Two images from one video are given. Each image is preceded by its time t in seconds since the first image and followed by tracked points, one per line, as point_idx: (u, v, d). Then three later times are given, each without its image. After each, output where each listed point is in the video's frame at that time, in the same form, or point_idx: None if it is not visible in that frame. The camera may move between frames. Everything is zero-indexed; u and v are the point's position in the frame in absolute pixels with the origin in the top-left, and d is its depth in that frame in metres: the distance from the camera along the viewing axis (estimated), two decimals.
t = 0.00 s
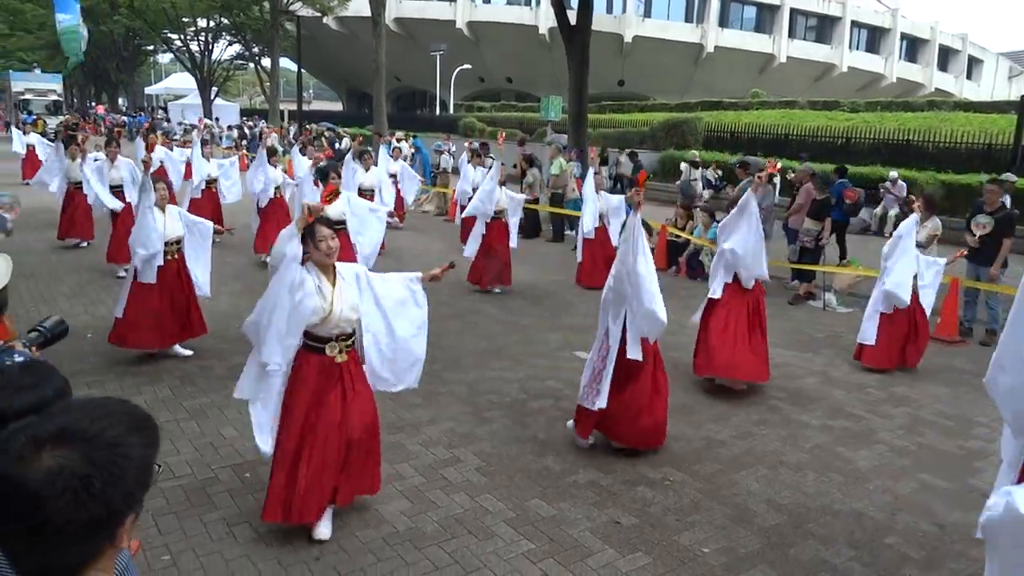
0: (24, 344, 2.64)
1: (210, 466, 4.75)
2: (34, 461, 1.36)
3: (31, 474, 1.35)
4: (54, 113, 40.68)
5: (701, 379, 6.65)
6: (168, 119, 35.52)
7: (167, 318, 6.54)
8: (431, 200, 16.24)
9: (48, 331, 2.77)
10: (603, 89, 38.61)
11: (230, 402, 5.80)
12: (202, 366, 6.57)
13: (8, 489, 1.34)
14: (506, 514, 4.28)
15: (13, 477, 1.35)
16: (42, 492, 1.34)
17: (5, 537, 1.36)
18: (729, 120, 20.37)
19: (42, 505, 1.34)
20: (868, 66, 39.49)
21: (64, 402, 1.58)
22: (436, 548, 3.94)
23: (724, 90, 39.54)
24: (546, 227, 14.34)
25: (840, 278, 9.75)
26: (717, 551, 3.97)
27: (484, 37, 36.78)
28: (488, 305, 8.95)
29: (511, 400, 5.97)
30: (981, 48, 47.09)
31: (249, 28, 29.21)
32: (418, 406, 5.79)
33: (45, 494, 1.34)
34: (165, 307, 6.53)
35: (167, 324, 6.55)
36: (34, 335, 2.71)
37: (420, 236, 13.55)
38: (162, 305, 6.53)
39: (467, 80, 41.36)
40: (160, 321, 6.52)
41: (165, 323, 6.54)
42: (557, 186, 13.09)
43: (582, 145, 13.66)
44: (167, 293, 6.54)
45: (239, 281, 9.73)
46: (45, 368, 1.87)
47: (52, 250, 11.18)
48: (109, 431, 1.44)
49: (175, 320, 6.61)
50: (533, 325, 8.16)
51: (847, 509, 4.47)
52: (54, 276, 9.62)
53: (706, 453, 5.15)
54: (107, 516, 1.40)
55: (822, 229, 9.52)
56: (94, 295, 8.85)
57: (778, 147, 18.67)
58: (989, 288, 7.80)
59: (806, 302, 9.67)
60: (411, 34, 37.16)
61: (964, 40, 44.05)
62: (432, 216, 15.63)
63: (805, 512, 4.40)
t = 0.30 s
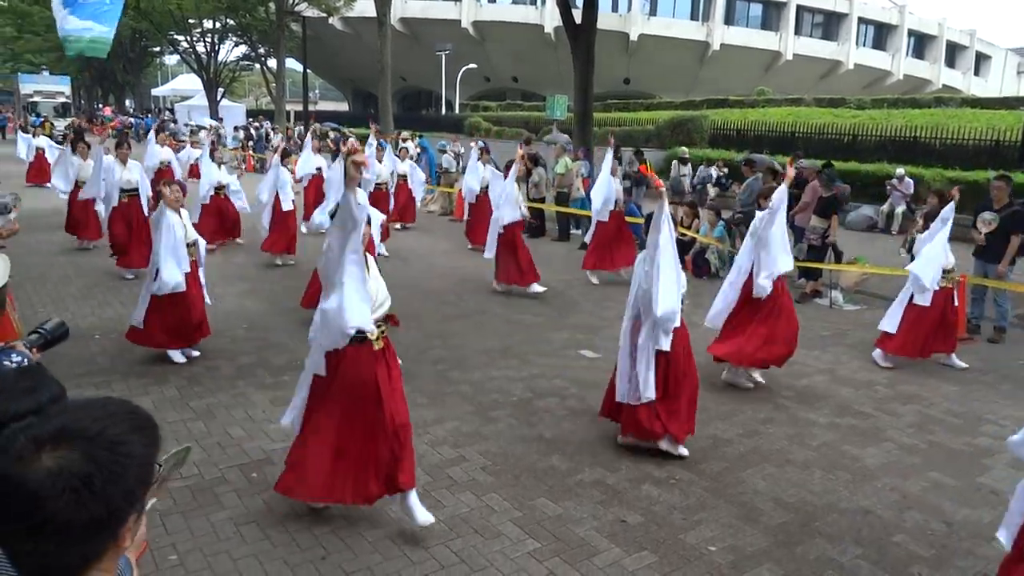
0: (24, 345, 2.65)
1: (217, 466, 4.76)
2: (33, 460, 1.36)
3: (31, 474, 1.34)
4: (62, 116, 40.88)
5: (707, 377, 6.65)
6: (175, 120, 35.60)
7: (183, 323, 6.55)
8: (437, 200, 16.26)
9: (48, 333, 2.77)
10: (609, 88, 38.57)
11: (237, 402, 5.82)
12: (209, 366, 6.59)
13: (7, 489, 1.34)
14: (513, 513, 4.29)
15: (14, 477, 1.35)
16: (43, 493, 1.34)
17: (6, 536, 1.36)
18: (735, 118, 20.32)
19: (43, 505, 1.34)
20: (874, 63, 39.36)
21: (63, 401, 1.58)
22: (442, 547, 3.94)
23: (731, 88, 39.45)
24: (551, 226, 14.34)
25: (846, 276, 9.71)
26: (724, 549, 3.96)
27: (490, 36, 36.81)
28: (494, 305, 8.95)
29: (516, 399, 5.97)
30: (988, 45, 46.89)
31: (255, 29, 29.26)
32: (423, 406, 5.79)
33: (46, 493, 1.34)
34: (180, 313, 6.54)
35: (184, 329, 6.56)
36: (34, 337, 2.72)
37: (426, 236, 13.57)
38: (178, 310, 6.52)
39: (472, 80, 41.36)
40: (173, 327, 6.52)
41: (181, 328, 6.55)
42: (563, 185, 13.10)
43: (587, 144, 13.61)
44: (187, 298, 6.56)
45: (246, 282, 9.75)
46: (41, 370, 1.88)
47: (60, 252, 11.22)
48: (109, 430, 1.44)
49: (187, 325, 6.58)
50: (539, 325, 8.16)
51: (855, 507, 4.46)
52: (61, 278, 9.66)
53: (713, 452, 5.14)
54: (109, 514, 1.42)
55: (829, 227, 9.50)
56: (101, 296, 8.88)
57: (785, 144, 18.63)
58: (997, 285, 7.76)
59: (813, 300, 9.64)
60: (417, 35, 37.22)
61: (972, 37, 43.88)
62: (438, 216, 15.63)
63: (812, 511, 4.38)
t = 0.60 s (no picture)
0: (25, 347, 2.66)
1: (221, 467, 4.77)
2: (29, 465, 1.37)
3: (25, 479, 1.35)
4: (68, 117, 41.03)
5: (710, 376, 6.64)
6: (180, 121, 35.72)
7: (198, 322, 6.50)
8: (441, 200, 16.27)
9: (49, 336, 2.78)
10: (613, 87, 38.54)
11: (241, 402, 5.83)
12: (213, 366, 6.61)
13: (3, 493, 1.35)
14: (517, 513, 4.28)
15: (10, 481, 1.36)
16: (37, 497, 1.35)
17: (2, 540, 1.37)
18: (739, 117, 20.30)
19: (38, 509, 1.35)
20: (879, 61, 39.31)
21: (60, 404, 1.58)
22: (446, 547, 3.94)
23: (735, 87, 39.39)
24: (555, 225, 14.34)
25: (852, 275, 9.67)
26: (727, 548, 3.96)
27: (493, 36, 36.84)
28: (498, 305, 8.95)
29: (520, 399, 5.97)
30: (994, 43, 46.77)
31: (259, 30, 29.31)
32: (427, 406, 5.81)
33: (42, 498, 1.35)
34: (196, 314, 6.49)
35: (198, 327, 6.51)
36: (37, 340, 2.73)
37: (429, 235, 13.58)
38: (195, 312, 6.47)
39: (477, 79, 41.38)
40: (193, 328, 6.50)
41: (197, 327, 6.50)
42: (567, 185, 13.11)
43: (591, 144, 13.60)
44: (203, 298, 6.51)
45: (250, 283, 9.77)
46: (33, 376, 1.88)
47: (65, 253, 11.27)
48: (104, 433, 1.44)
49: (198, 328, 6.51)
50: (543, 324, 8.16)
51: (859, 505, 4.45)
52: (67, 279, 9.70)
53: (716, 451, 5.13)
54: (106, 518, 1.42)
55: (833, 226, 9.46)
56: (106, 297, 8.91)
57: (789, 143, 18.61)
58: (1003, 283, 7.73)
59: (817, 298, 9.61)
60: (421, 35, 37.29)
61: (977, 35, 43.77)
62: (442, 216, 15.62)
63: (816, 510, 4.37)
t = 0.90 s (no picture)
0: (25, 351, 2.66)
1: (224, 469, 4.78)
2: (34, 464, 1.37)
3: (30, 477, 1.35)
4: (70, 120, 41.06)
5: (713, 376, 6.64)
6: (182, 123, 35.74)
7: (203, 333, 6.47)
8: (443, 200, 16.28)
9: (49, 339, 2.78)
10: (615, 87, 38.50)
11: (244, 404, 5.84)
12: (216, 368, 6.62)
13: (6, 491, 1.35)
14: (519, 514, 4.29)
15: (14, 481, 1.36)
16: (41, 495, 1.35)
17: (8, 538, 1.37)
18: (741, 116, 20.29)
19: (44, 506, 1.35)
20: (881, 60, 39.25)
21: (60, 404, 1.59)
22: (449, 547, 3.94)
23: (737, 86, 39.35)
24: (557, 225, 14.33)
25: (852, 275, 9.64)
26: (731, 548, 3.96)
27: (495, 37, 36.85)
28: (500, 305, 8.96)
29: (523, 399, 5.97)
30: (997, 41, 46.68)
31: (261, 32, 29.31)
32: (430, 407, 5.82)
33: (47, 496, 1.35)
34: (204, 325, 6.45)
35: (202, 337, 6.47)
36: (37, 343, 2.73)
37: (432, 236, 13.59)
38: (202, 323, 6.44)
39: (479, 80, 41.37)
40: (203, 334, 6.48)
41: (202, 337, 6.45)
42: (569, 185, 13.13)
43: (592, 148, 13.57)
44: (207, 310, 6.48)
45: (253, 285, 9.78)
46: (31, 379, 1.88)
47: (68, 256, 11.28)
48: (106, 432, 1.44)
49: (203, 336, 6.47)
50: (545, 325, 8.16)
51: (863, 505, 4.43)
52: (70, 282, 9.72)
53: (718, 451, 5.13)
54: (111, 516, 1.43)
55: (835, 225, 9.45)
56: (109, 299, 8.93)
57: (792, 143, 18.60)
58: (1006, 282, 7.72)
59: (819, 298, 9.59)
60: (422, 36, 37.31)
61: (980, 33, 43.68)
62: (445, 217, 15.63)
63: (818, 510, 4.37)
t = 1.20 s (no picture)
0: (21, 353, 2.65)
1: (224, 469, 4.78)
2: (36, 465, 1.37)
3: (32, 479, 1.35)
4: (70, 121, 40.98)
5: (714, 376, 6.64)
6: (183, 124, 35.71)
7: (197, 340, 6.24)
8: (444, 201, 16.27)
9: (47, 341, 2.78)
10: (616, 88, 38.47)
11: (245, 404, 5.85)
12: (216, 368, 6.63)
13: (7, 492, 1.35)
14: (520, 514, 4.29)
15: (16, 482, 1.36)
16: (43, 495, 1.35)
17: (11, 537, 1.38)
18: (742, 117, 20.28)
19: (47, 507, 1.35)
20: (882, 60, 39.24)
21: (60, 405, 1.58)
22: (449, 547, 3.94)
23: (738, 86, 39.31)
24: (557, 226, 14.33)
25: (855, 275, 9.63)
26: (731, 549, 3.96)
27: (496, 38, 36.84)
28: (501, 306, 8.96)
29: (523, 400, 5.97)
30: (997, 42, 46.66)
31: (262, 33, 29.27)
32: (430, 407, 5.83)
33: (50, 497, 1.35)
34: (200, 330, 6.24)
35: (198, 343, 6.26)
36: (34, 345, 2.73)
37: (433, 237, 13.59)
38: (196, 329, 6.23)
39: (479, 80, 41.37)
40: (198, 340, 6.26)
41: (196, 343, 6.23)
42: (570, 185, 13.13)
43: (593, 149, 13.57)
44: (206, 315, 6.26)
45: (253, 285, 9.78)
46: (28, 382, 1.87)
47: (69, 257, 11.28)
48: (107, 433, 1.44)
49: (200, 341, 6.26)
50: (546, 325, 8.16)
51: (863, 505, 4.43)
52: (71, 283, 9.71)
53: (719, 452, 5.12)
54: (114, 515, 1.43)
55: (835, 225, 9.44)
56: (110, 300, 8.93)
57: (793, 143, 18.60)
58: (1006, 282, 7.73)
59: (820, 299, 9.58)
60: (423, 37, 37.30)
61: (981, 33, 43.69)
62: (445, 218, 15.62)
63: (819, 510, 4.37)
